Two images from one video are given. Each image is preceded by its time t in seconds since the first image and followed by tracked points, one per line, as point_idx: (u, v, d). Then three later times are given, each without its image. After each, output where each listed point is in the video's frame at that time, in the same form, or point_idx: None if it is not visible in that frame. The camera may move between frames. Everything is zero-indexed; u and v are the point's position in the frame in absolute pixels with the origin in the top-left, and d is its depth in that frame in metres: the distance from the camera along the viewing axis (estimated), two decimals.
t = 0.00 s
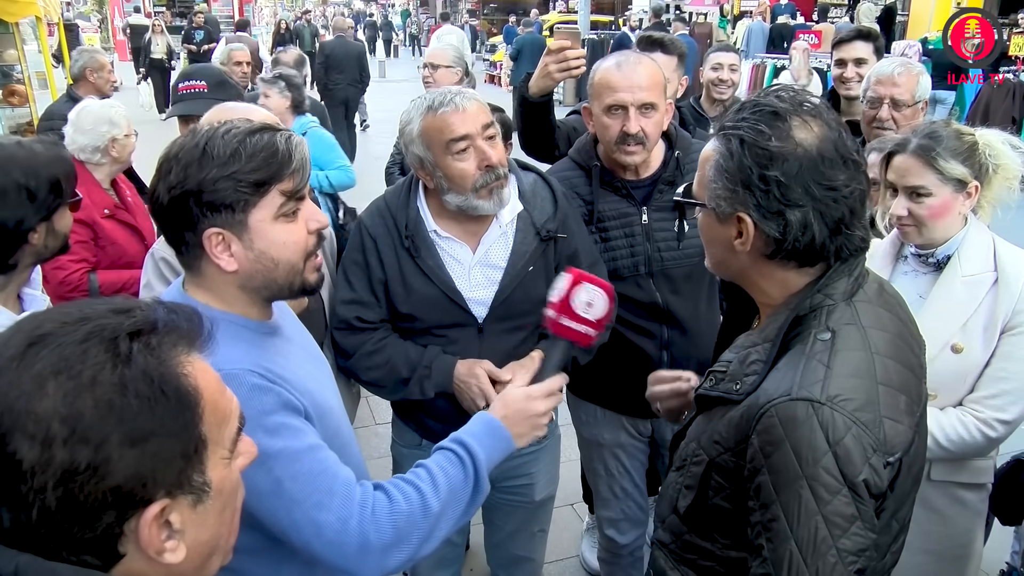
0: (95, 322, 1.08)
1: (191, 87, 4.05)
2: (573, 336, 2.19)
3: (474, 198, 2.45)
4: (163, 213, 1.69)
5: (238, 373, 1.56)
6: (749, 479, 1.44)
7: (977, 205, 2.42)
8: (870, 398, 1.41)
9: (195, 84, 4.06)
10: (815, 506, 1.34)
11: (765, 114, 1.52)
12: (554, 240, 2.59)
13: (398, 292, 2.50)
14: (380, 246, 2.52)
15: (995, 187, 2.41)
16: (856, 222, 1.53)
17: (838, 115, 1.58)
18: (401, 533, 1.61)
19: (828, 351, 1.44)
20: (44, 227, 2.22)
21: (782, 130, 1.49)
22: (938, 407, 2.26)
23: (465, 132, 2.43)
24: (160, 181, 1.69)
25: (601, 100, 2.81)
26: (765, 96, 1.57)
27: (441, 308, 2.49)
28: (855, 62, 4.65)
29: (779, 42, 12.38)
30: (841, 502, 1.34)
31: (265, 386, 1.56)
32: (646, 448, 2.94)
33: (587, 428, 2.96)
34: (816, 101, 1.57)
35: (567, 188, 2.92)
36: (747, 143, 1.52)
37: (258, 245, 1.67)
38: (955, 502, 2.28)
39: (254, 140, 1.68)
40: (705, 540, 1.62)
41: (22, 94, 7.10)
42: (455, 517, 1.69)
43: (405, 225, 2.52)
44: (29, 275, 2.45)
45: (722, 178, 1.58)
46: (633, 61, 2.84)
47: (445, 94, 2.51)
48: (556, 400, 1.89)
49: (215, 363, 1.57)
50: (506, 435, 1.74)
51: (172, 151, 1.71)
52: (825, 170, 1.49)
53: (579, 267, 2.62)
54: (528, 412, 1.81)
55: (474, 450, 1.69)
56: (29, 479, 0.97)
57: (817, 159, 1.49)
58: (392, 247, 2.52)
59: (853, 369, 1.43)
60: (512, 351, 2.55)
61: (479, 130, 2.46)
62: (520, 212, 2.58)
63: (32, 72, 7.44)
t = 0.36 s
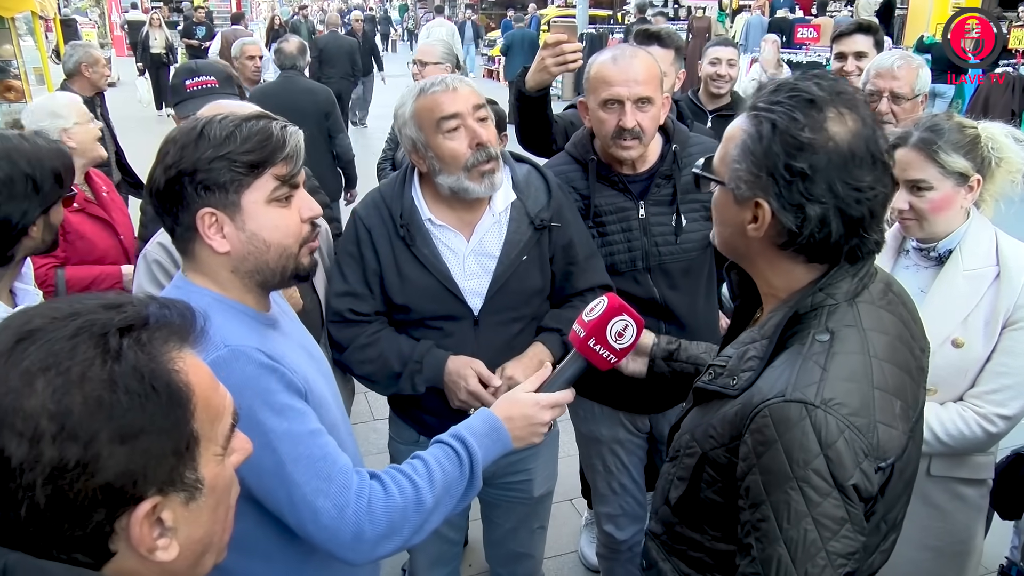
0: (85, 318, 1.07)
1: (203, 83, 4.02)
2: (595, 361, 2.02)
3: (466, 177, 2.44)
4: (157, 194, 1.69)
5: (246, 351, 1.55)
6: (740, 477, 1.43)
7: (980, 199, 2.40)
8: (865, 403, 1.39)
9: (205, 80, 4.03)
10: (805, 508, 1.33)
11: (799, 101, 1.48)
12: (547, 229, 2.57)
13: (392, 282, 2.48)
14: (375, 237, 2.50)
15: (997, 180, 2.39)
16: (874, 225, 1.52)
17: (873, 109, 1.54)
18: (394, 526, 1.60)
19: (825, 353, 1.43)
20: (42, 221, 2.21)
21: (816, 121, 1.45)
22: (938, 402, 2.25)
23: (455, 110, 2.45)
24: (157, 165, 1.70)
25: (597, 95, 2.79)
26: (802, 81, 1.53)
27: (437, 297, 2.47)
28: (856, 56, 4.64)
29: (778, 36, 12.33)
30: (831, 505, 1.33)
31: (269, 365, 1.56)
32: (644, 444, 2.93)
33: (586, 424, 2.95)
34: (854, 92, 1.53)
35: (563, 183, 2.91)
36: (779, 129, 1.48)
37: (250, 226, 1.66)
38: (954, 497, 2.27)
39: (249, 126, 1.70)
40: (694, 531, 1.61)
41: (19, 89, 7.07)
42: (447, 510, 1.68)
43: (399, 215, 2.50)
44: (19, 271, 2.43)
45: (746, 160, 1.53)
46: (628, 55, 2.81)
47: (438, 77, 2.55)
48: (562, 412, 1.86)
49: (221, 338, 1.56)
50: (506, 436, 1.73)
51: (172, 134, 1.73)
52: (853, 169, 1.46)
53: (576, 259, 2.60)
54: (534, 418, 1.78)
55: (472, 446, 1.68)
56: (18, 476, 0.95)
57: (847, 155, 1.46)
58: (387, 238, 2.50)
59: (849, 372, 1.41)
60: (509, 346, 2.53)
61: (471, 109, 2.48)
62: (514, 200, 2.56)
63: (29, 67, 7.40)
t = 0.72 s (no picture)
0: (78, 316, 1.07)
1: (211, 80, 4.01)
2: (595, 355, 2.01)
3: (460, 158, 2.46)
4: (159, 187, 1.69)
5: (250, 329, 1.55)
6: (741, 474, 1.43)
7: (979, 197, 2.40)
8: (869, 406, 1.39)
9: (214, 76, 4.02)
10: (807, 506, 1.33)
11: (845, 104, 1.46)
12: (541, 219, 2.57)
13: (387, 268, 2.48)
14: (370, 224, 2.51)
15: (996, 178, 2.39)
16: (898, 233, 1.54)
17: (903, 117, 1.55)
18: (393, 513, 1.61)
19: (832, 354, 1.43)
20: None
21: (862, 126, 1.44)
22: (935, 398, 2.25)
23: (449, 91, 2.50)
24: (159, 160, 1.70)
25: (593, 91, 2.80)
26: (843, 81, 1.52)
27: (433, 286, 2.46)
28: (854, 53, 4.63)
29: (778, 32, 12.30)
30: (833, 504, 1.33)
31: (273, 346, 1.56)
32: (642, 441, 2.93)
33: (584, 420, 2.95)
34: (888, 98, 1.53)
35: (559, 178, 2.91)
36: (825, 130, 1.45)
37: (251, 220, 1.66)
38: (950, 493, 2.28)
39: (251, 123, 1.70)
40: (689, 525, 1.62)
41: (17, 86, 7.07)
42: (445, 502, 1.68)
43: (395, 201, 2.51)
44: (10, 269, 2.45)
45: (784, 159, 1.50)
46: (622, 51, 2.81)
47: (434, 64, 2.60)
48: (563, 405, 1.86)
49: (229, 316, 1.56)
50: (506, 429, 1.74)
51: (174, 129, 1.72)
52: (890, 177, 1.47)
53: (570, 250, 2.61)
54: (533, 412, 1.79)
55: (472, 437, 1.69)
56: (11, 474, 0.95)
57: (886, 162, 1.46)
58: (382, 225, 2.51)
59: (856, 373, 1.41)
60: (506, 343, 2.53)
61: (465, 92, 2.53)
62: (508, 188, 2.58)
63: (27, 63, 7.41)
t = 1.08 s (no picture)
0: (64, 321, 1.07)
1: (190, 85, 4.00)
2: (577, 361, 2.02)
3: (446, 171, 2.48)
4: (149, 193, 1.69)
5: (237, 340, 1.56)
6: (734, 452, 1.45)
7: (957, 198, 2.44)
8: (857, 379, 1.41)
9: (194, 82, 4.02)
10: (797, 480, 1.35)
11: (829, 92, 1.51)
12: (524, 222, 2.59)
13: (371, 271, 2.49)
14: (354, 227, 2.52)
15: (973, 179, 2.43)
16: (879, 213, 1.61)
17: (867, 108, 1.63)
18: (378, 523, 1.61)
19: (819, 331, 1.45)
20: None
21: (848, 111, 1.50)
22: (917, 397, 2.29)
23: (439, 105, 2.51)
24: (147, 166, 1.70)
25: (574, 95, 2.82)
26: (821, 72, 1.57)
27: (417, 288, 2.47)
28: (835, 57, 4.68)
29: (764, 37, 12.37)
30: (823, 478, 1.35)
31: (261, 356, 1.56)
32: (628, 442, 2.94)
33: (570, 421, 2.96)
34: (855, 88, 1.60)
35: (543, 182, 2.94)
36: (816, 116, 1.49)
37: (240, 226, 1.67)
38: (931, 490, 2.31)
39: (238, 129, 1.70)
40: (681, 523, 1.63)
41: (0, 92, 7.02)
42: (431, 511, 1.69)
43: (380, 205, 2.52)
44: None
45: (775, 148, 1.52)
46: (603, 55, 2.83)
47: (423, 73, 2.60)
48: (546, 411, 1.87)
49: (219, 328, 1.57)
50: (491, 436, 1.74)
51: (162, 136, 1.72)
52: (874, 159, 1.53)
53: (553, 252, 2.63)
54: (519, 418, 1.80)
55: (457, 446, 1.70)
56: None
57: (870, 145, 1.52)
58: (367, 227, 2.52)
59: (843, 350, 1.43)
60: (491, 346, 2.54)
61: (453, 105, 2.54)
62: (491, 192, 2.60)
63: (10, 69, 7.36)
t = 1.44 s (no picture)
0: (25, 326, 1.07)
1: (159, 86, 3.96)
2: (550, 353, 2.04)
3: (424, 172, 2.48)
4: (128, 195, 1.68)
5: (217, 341, 1.55)
6: (710, 438, 1.46)
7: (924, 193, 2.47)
8: (823, 360, 1.43)
9: (162, 82, 3.98)
10: (770, 462, 1.36)
11: (764, 90, 1.54)
12: (502, 222, 2.60)
13: (351, 271, 2.49)
14: (334, 228, 2.52)
15: (942, 175, 2.46)
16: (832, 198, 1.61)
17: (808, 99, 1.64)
18: (357, 521, 1.61)
19: (785, 317, 1.46)
20: None
21: (784, 105, 1.52)
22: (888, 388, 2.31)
23: (417, 107, 2.50)
24: (127, 168, 1.69)
25: (554, 94, 2.83)
26: (752, 74, 1.60)
27: (395, 287, 2.47)
28: (811, 57, 4.73)
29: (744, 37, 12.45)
30: (796, 458, 1.37)
31: (240, 356, 1.55)
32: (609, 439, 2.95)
33: (551, 419, 2.96)
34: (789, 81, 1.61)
35: (524, 181, 2.95)
36: (753, 114, 1.52)
37: (220, 227, 1.66)
38: (906, 481, 2.33)
39: (218, 131, 1.69)
40: (665, 518, 1.62)
41: None
42: (409, 508, 1.69)
43: (360, 206, 2.52)
44: None
45: (721, 148, 1.54)
46: (584, 55, 2.85)
47: (403, 75, 2.60)
48: (522, 405, 1.87)
49: (199, 329, 1.56)
50: (468, 434, 1.74)
51: (141, 137, 1.71)
52: (818, 147, 1.54)
53: (531, 252, 2.63)
54: (496, 414, 1.80)
55: (434, 444, 1.70)
56: None
57: (812, 135, 1.53)
58: (347, 229, 2.52)
59: (810, 332, 1.45)
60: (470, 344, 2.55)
61: (432, 107, 2.54)
62: (470, 193, 2.61)
63: None
